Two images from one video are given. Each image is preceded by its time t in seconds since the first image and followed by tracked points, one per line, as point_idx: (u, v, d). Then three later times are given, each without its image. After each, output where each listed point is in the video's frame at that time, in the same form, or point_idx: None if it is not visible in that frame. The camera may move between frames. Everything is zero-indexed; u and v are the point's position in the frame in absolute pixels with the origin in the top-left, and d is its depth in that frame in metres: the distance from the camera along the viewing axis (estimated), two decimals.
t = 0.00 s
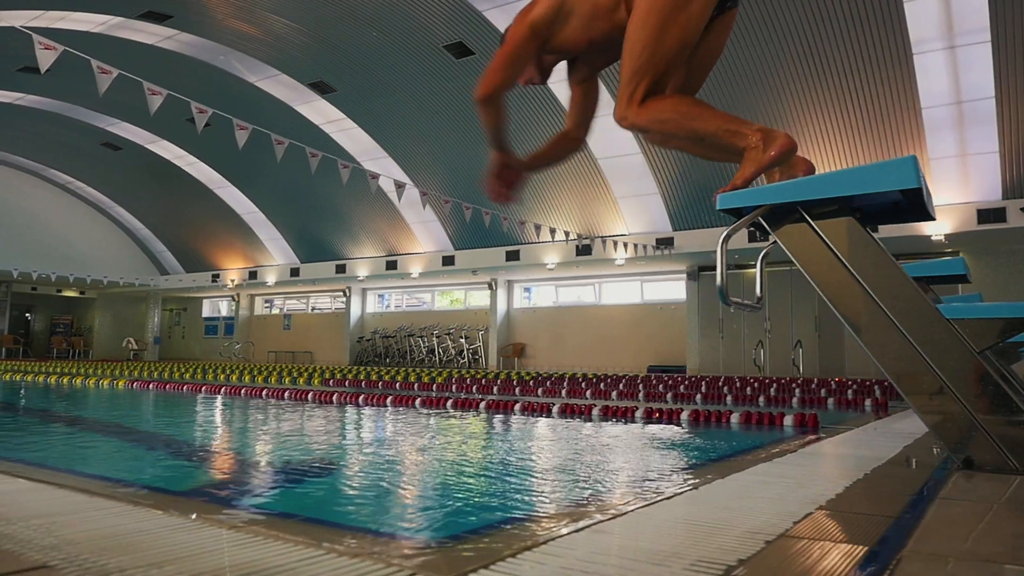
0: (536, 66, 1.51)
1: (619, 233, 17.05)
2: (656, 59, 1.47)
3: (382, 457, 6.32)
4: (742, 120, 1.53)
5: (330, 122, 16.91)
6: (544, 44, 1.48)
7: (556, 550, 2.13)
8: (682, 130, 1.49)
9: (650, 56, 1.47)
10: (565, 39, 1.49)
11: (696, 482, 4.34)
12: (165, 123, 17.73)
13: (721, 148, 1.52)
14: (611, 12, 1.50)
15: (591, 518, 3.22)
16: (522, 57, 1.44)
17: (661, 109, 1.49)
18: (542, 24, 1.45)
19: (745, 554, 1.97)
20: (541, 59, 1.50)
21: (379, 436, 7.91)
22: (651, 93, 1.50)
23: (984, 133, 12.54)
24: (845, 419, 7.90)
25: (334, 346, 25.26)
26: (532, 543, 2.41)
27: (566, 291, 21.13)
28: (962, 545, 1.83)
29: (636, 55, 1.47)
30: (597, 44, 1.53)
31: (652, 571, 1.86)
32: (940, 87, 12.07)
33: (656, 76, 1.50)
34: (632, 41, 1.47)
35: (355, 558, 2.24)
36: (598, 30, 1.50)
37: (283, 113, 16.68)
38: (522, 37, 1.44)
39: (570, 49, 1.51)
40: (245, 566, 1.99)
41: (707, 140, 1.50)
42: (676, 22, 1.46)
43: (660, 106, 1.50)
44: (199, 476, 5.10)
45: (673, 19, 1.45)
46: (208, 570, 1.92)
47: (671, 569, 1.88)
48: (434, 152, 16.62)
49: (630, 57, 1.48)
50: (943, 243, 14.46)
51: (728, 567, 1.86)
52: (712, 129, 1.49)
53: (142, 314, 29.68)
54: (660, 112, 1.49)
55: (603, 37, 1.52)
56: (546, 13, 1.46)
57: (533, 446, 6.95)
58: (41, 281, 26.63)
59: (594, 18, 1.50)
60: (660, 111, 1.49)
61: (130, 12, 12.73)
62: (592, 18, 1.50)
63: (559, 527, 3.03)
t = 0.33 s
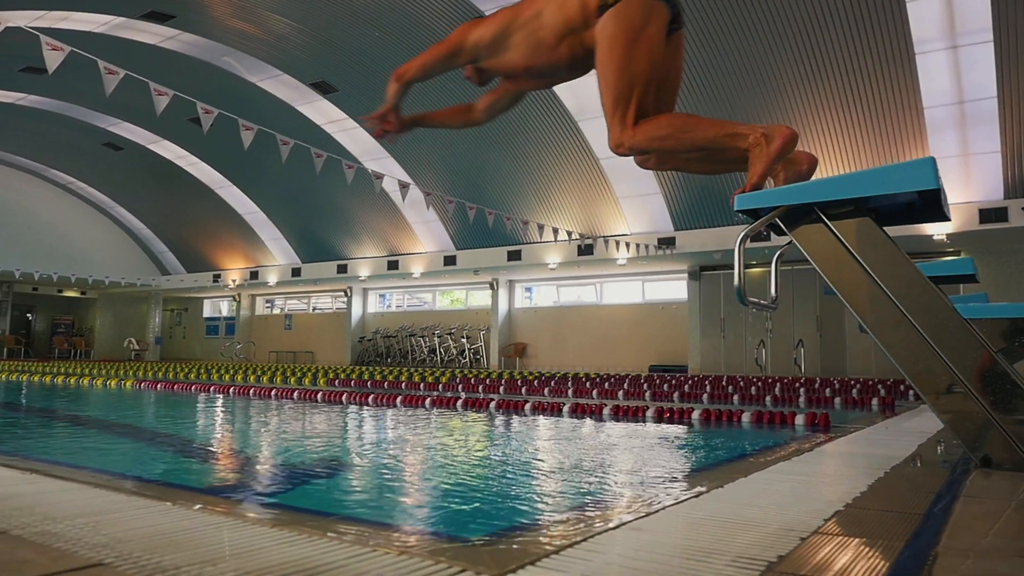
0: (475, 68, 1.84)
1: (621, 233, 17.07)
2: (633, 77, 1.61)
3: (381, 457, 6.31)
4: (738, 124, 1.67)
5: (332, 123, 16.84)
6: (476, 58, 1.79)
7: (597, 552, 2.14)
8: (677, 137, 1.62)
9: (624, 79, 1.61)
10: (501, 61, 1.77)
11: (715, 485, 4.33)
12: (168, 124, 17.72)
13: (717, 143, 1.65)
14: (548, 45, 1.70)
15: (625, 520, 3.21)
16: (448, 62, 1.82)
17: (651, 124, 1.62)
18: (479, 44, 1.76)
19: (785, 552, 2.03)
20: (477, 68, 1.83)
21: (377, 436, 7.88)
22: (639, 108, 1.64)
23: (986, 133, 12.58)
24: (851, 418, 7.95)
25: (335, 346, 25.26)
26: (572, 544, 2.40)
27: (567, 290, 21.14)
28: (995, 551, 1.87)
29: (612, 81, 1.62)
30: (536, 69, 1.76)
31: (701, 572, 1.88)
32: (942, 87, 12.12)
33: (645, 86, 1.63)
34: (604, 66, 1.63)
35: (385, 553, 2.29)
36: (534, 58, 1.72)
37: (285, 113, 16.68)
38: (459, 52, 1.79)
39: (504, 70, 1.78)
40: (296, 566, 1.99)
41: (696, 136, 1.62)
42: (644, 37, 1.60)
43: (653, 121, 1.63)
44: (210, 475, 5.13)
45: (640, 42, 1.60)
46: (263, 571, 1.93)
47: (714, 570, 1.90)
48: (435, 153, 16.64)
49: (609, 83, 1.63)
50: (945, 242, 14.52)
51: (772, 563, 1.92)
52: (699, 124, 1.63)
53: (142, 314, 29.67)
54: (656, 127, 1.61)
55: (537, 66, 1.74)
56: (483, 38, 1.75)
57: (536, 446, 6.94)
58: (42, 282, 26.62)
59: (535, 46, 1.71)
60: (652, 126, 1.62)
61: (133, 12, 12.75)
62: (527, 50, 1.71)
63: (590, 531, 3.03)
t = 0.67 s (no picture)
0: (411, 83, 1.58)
1: (623, 233, 17.09)
2: (578, 58, 1.14)
3: (382, 457, 6.36)
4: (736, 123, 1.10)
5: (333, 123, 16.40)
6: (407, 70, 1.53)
7: (628, 552, 2.16)
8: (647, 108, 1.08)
9: (561, 62, 1.15)
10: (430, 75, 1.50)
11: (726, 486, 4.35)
12: (170, 125, 17.72)
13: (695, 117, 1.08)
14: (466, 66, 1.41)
15: (647, 520, 3.22)
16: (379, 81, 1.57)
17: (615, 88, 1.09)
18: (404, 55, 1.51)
19: (820, 547, 2.12)
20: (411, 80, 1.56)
21: (381, 436, 7.90)
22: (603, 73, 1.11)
23: (987, 132, 12.62)
24: (856, 416, 7.98)
25: (337, 347, 25.25)
26: (601, 543, 2.43)
27: (569, 290, 21.15)
28: None
29: (551, 61, 1.17)
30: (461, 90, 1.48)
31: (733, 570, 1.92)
32: (943, 86, 12.14)
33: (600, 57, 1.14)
34: (541, 69, 1.20)
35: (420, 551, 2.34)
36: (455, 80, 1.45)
37: (285, 115, 16.64)
38: (389, 64, 1.54)
39: (435, 85, 1.51)
40: (338, 565, 2.02)
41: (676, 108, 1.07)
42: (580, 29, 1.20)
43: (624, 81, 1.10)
44: (220, 476, 5.14)
45: (573, 37, 1.18)
46: (307, 570, 1.95)
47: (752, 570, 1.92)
48: (437, 153, 16.67)
49: (550, 72, 1.18)
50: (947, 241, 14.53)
51: (811, 561, 1.99)
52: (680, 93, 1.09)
53: (143, 316, 29.68)
54: (624, 89, 1.08)
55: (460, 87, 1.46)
56: (410, 47, 1.50)
57: (536, 446, 6.95)
58: (43, 283, 26.61)
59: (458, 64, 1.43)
60: (615, 92, 1.09)
61: (135, 14, 12.75)
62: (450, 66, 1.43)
63: (613, 531, 3.04)
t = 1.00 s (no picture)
0: (358, 120, 1.80)
1: (625, 233, 17.11)
2: (493, 71, 1.28)
3: (385, 457, 6.34)
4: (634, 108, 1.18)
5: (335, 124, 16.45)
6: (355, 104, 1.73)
7: (663, 551, 2.16)
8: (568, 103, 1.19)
9: (486, 74, 1.28)
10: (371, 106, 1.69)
11: (736, 489, 4.32)
12: (172, 125, 17.70)
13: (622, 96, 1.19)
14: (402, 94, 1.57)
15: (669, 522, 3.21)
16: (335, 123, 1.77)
17: (534, 88, 1.21)
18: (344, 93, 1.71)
19: (852, 545, 2.18)
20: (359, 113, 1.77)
21: (384, 436, 7.88)
22: (521, 80, 1.23)
23: (990, 132, 12.63)
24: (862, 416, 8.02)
25: (338, 346, 25.26)
26: (631, 543, 2.42)
27: (571, 289, 21.15)
28: None
29: (477, 74, 1.29)
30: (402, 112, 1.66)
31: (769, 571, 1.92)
32: (946, 86, 12.16)
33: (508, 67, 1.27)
34: (461, 84, 1.34)
35: (450, 547, 2.38)
36: (392, 106, 1.62)
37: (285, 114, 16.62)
38: (333, 103, 1.73)
39: (379, 114, 1.70)
40: (377, 565, 2.01)
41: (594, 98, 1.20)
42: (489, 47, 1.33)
43: (541, 81, 1.22)
44: (225, 476, 5.16)
45: (491, 56, 1.32)
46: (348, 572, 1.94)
47: (787, 570, 1.94)
48: (440, 153, 16.66)
49: (476, 86, 1.31)
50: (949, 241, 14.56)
51: (843, 559, 2.05)
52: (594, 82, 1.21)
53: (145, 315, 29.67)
54: (543, 88, 1.20)
55: (398, 112, 1.64)
56: (349, 84, 1.70)
57: (537, 446, 6.92)
58: (45, 282, 26.61)
59: (390, 93, 1.60)
60: (537, 90, 1.21)
61: (139, 15, 12.78)
62: (382, 95, 1.61)
63: (634, 533, 3.01)
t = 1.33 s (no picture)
0: (308, 178, 2.15)
1: (627, 233, 17.14)
2: (418, 103, 1.59)
3: (387, 457, 6.31)
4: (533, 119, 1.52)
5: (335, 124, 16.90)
6: (306, 165, 2.10)
7: (694, 550, 2.17)
8: (478, 133, 1.49)
9: (415, 106, 1.59)
10: (323, 159, 2.04)
11: (746, 489, 4.30)
12: (175, 125, 17.71)
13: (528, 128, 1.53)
14: (343, 136, 1.92)
15: (687, 523, 3.19)
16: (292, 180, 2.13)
17: (458, 119, 1.51)
18: (296, 154, 2.08)
19: (881, 543, 2.22)
20: (311, 174, 2.13)
21: (386, 436, 7.86)
22: (447, 111, 1.53)
23: (992, 132, 12.66)
24: (869, 416, 8.04)
25: (340, 346, 25.29)
26: (659, 543, 2.40)
27: (572, 289, 21.16)
28: None
29: (406, 105, 1.61)
30: (351, 157, 2.01)
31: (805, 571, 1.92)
32: (949, 87, 12.17)
33: (429, 94, 1.59)
34: (396, 109, 1.65)
35: (481, 544, 2.39)
36: (341, 149, 1.95)
37: (288, 113, 16.66)
38: (290, 163, 2.09)
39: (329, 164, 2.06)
40: (414, 563, 2.02)
41: (497, 128, 1.49)
42: (415, 79, 1.65)
43: (464, 114, 1.52)
44: (230, 476, 5.16)
45: (418, 86, 1.62)
46: (387, 570, 1.95)
47: (821, 569, 1.95)
48: (442, 153, 16.67)
49: (406, 115, 1.62)
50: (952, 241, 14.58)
51: (873, 556, 2.09)
52: (501, 113, 1.51)
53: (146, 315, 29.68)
54: (465, 121, 1.50)
55: (348, 153, 1.96)
56: (302, 147, 2.06)
57: (540, 446, 6.90)
58: (46, 282, 26.61)
59: (334, 140, 1.95)
60: (460, 122, 1.50)
61: (142, 15, 12.78)
62: (330, 143, 1.96)
63: (651, 533, 3.00)
